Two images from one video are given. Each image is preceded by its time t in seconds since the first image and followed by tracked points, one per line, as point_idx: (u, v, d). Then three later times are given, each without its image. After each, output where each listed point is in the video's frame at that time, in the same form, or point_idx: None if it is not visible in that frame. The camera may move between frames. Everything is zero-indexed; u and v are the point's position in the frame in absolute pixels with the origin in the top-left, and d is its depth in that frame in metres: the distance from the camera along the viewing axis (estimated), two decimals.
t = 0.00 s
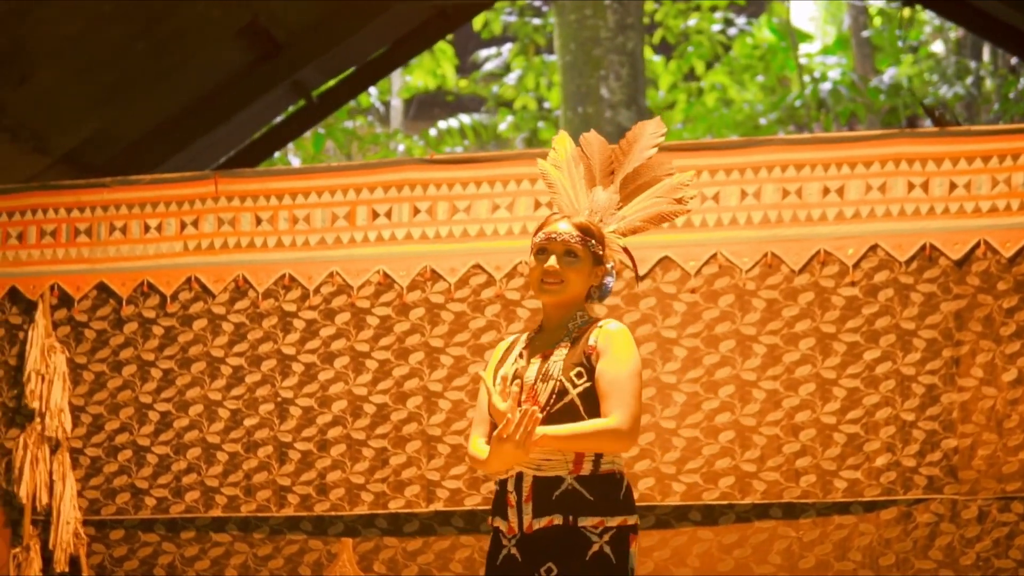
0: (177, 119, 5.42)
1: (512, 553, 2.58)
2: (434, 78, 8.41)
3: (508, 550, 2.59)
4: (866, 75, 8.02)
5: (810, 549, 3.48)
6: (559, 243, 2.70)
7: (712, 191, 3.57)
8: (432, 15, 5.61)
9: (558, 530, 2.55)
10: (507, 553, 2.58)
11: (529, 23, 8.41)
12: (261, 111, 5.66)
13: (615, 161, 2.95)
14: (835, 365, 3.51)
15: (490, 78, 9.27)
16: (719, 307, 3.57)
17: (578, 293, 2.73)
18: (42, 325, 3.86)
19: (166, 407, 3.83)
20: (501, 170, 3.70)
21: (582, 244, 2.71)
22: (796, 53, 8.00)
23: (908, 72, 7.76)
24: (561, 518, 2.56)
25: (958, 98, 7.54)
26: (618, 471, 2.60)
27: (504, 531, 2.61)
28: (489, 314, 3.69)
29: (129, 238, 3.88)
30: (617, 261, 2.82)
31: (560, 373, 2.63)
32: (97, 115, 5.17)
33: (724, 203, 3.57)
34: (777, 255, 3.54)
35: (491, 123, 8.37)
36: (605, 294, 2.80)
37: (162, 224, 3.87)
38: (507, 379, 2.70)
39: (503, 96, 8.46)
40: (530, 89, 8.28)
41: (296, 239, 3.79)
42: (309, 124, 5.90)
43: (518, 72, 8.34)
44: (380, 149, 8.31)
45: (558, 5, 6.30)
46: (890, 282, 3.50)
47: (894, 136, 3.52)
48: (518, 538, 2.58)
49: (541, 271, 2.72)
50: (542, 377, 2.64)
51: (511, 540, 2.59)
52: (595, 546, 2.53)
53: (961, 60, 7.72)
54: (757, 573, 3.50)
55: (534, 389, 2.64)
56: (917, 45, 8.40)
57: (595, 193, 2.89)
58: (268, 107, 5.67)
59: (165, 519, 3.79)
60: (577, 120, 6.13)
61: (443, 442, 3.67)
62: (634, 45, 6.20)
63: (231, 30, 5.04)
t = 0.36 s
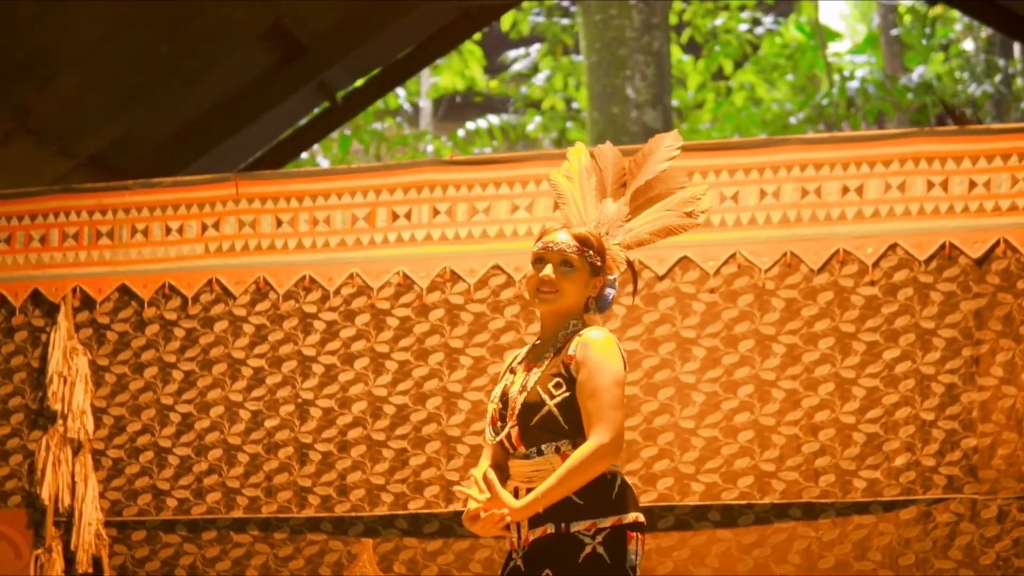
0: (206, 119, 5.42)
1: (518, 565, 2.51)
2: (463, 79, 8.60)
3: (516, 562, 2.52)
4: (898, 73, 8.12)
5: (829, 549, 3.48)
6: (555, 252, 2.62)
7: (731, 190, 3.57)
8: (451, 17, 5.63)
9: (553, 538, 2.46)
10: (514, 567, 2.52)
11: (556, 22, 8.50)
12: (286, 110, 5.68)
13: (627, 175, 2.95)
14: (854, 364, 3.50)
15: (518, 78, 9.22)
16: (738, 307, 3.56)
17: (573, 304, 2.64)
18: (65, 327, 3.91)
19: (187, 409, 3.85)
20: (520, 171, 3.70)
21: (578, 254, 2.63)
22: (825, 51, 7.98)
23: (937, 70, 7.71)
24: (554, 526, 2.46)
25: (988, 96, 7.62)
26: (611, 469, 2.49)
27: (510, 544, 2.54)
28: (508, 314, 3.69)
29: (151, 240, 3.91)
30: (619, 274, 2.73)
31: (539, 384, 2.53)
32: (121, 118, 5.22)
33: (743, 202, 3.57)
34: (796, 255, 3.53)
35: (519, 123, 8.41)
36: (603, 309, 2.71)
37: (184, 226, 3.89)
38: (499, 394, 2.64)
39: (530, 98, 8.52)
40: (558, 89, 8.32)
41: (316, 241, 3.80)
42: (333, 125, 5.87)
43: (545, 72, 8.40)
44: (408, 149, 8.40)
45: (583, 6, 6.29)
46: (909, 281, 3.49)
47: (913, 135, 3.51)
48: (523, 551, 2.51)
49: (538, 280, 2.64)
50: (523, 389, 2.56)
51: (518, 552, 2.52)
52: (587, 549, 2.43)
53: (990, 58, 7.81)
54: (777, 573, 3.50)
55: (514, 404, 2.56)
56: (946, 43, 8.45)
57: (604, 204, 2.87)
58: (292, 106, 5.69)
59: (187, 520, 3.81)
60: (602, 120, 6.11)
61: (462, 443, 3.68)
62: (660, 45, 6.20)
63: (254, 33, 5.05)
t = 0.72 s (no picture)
0: (225, 121, 5.43)
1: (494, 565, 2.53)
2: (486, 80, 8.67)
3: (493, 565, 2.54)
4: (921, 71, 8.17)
5: (842, 549, 3.47)
6: (539, 250, 2.62)
7: (743, 191, 3.57)
8: (465, 19, 5.65)
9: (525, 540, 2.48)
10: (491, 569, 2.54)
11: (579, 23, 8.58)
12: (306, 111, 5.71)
13: (617, 174, 2.94)
14: (867, 365, 3.49)
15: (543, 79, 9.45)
16: (751, 308, 3.56)
17: (561, 301, 2.64)
18: (81, 331, 3.94)
19: (203, 411, 3.87)
20: (533, 173, 3.70)
21: (563, 252, 2.63)
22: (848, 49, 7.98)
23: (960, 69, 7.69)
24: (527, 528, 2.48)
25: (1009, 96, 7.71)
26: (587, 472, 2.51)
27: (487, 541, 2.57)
28: (522, 316, 3.70)
29: (166, 243, 3.93)
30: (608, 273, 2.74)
31: (522, 383, 2.55)
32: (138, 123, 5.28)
33: (755, 203, 3.57)
34: (809, 255, 3.53)
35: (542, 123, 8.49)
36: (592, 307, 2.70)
37: (199, 229, 3.91)
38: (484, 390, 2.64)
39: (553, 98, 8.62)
40: (581, 90, 8.42)
41: (330, 243, 3.82)
42: (352, 127, 5.91)
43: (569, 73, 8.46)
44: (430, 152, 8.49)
45: (603, 6, 6.47)
46: (922, 281, 3.48)
47: (925, 135, 3.50)
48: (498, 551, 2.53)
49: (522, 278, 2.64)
50: (505, 387, 2.56)
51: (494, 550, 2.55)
52: (558, 551, 2.45)
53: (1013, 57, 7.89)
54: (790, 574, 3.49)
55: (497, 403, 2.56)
56: (971, 41, 8.41)
57: (593, 205, 2.86)
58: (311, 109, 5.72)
59: (202, 522, 3.83)
60: (622, 120, 6.35)
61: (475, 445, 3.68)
62: (679, 45, 6.41)
63: (275, 35, 5.08)
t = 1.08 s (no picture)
0: (244, 124, 5.61)
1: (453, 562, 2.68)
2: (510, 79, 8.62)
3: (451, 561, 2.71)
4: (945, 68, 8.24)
5: (856, 550, 3.46)
6: (513, 254, 2.76)
7: (755, 192, 3.57)
8: (478, 21, 5.67)
9: (480, 543, 2.63)
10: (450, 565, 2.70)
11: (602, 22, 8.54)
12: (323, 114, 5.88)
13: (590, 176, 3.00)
14: (880, 365, 3.48)
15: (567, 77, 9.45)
16: (763, 308, 3.56)
17: (535, 305, 2.78)
18: (97, 334, 3.96)
19: (217, 414, 3.88)
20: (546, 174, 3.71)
21: (537, 255, 2.77)
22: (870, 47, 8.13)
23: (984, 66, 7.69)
24: (482, 533, 2.63)
25: None
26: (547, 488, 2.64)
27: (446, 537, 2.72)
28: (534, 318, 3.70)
29: (181, 247, 3.94)
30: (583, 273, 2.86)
31: (498, 391, 2.71)
32: (153, 126, 5.31)
33: (768, 203, 3.57)
34: (821, 255, 3.52)
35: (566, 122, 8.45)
36: (568, 309, 2.84)
37: (213, 232, 3.92)
38: (457, 390, 2.81)
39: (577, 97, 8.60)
40: (605, 89, 8.41)
41: (344, 246, 3.82)
42: (370, 128, 6.00)
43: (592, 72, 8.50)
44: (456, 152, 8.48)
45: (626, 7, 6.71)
46: (936, 281, 3.47)
47: (937, 134, 3.48)
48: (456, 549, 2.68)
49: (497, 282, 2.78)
50: (482, 392, 2.73)
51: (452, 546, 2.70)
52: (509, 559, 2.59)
53: None
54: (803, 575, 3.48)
55: (472, 405, 2.73)
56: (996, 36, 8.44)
57: (568, 208, 2.94)
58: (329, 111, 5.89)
59: (217, 524, 3.85)
60: (643, 119, 6.56)
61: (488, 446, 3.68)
62: (699, 44, 6.59)
63: (291, 36, 5.13)
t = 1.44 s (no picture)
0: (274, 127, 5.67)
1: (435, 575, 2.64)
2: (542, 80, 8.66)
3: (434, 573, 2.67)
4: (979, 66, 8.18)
5: (879, 551, 3.45)
6: (494, 267, 2.77)
7: (778, 192, 3.57)
8: (501, 24, 5.70)
9: (457, 557, 2.58)
10: None
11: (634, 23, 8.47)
12: (355, 116, 5.99)
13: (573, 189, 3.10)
14: (903, 365, 3.47)
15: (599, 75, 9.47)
16: (786, 308, 3.55)
17: (516, 319, 2.78)
18: (122, 338, 4.00)
19: (242, 416, 3.91)
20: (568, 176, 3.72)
21: (518, 268, 2.78)
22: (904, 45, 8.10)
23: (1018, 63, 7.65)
24: (461, 546, 2.58)
25: None
26: (528, 504, 2.60)
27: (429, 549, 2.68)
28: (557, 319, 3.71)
29: (205, 250, 3.97)
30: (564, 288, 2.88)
31: (482, 405, 2.66)
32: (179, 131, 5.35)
33: (790, 204, 3.56)
34: (844, 255, 3.51)
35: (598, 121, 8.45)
36: (550, 322, 2.84)
37: (238, 236, 3.95)
38: (441, 404, 2.75)
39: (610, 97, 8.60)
40: (638, 89, 8.41)
41: (367, 248, 3.84)
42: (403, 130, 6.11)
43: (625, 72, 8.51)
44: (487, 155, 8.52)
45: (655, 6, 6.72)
46: (959, 281, 3.45)
47: (960, 133, 3.46)
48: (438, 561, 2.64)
49: (478, 296, 2.78)
50: (467, 407, 2.68)
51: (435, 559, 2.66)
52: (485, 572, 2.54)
53: None
54: None
55: (456, 420, 2.67)
56: None
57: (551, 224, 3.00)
58: (360, 112, 5.99)
59: (242, 526, 3.87)
60: (673, 119, 6.55)
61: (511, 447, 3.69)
62: (730, 44, 6.60)
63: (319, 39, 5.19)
